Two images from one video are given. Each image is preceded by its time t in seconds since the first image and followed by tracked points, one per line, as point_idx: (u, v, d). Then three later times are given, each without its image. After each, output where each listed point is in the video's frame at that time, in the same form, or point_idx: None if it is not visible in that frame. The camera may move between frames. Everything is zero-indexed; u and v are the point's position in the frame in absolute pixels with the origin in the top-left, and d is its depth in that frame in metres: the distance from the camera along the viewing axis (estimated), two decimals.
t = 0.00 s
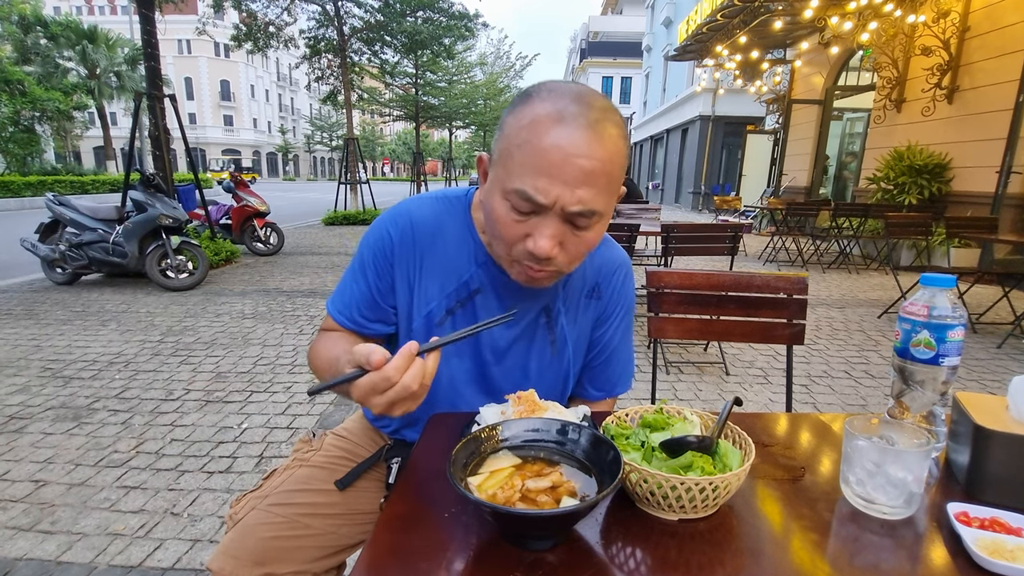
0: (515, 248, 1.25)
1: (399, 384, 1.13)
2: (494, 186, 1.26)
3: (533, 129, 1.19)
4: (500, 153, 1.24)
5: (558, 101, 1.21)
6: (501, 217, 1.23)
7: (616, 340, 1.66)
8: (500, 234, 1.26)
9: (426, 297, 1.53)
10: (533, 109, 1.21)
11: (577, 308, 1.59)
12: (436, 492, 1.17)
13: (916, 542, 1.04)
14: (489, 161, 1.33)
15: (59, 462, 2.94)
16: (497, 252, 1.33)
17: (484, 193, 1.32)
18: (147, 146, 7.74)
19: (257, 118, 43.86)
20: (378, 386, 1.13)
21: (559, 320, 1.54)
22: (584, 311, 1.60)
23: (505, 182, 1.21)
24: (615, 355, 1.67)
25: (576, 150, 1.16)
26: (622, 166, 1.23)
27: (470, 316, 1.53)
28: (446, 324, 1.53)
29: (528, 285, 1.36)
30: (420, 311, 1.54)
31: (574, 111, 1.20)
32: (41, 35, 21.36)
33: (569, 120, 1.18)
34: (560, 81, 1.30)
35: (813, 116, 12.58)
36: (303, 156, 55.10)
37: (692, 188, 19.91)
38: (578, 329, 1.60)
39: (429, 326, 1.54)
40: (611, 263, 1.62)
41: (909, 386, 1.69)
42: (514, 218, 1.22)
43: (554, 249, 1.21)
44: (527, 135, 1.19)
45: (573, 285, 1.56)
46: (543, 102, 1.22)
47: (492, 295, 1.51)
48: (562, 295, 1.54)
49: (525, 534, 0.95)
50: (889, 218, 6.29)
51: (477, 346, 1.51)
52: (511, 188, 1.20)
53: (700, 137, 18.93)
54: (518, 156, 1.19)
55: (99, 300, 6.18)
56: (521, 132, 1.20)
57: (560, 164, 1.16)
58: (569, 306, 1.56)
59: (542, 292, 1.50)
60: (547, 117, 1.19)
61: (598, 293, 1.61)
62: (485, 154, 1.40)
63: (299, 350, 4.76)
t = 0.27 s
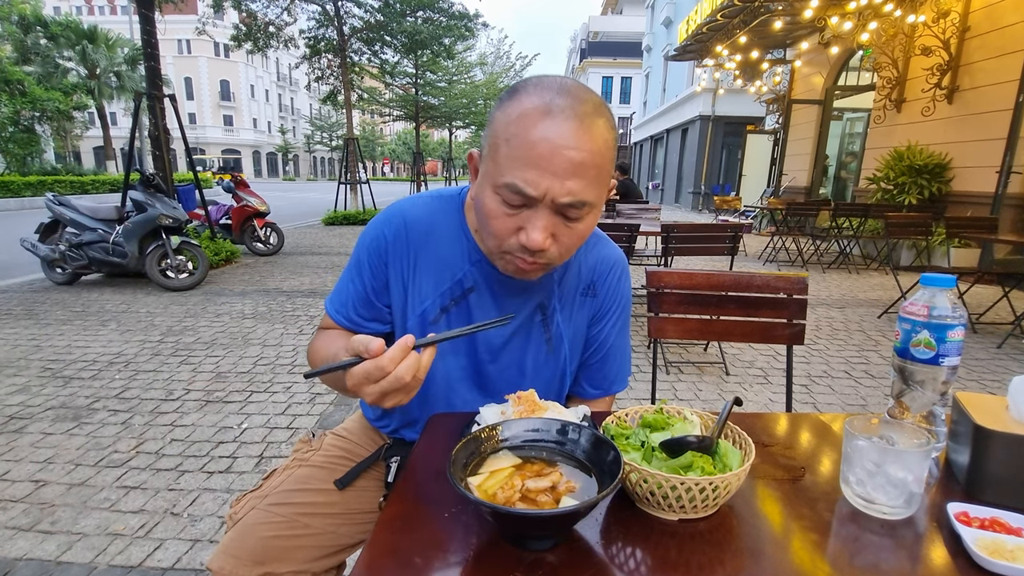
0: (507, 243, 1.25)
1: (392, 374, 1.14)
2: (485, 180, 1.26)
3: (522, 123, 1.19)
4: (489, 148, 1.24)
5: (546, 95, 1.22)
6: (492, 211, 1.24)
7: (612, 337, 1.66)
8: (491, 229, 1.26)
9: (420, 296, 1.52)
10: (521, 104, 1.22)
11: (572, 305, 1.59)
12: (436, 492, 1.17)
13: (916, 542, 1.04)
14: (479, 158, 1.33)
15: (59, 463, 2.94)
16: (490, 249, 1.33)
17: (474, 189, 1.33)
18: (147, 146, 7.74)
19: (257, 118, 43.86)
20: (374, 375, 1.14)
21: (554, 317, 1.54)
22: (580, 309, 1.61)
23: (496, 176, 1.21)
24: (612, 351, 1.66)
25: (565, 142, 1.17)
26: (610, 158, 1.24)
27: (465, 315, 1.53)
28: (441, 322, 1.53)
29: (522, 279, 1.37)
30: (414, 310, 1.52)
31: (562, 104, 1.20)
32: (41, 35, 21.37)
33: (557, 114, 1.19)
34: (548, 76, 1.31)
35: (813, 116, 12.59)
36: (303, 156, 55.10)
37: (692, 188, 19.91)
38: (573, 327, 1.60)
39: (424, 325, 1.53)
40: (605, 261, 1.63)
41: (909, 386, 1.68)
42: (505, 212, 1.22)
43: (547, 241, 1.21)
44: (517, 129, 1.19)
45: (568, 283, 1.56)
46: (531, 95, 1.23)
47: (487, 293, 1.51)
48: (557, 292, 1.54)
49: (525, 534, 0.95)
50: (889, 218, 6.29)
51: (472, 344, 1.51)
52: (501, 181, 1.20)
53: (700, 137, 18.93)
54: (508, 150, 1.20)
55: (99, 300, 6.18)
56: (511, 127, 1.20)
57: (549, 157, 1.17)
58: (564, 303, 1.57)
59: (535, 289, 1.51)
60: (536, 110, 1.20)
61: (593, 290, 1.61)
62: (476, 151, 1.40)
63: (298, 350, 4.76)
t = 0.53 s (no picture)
0: (507, 242, 1.25)
1: (392, 375, 1.14)
2: (483, 180, 1.26)
3: (519, 122, 1.19)
4: (487, 147, 1.24)
5: (544, 93, 1.22)
6: (491, 210, 1.24)
7: (612, 337, 1.66)
8: (491, 229, 1.26)
9: (420, 296, 1.52)
10: (518, 102, 1.22)
11: (571, 305, 1.59)
12: (436, 492, 1.17)
13: (916, 542, 1.04)
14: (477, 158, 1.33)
15: (59, 463, 2.94)
16: (489, 250, 1.33)
17: (473, 189, 1.33)
18: (147, 146, 7.73)
19: (257, 118, 43.86)
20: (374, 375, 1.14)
21: (554, 316, 1.55)
22: (579, 309, 1.61)
23: (494, 175, 1.21)
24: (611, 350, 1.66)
25: (563, 140, 1.17)
26: (609, 155, 1.24)
27: (464, 315, 1.53)
28: (440, 323, 1.52)
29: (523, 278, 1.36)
30: (413, 311, 1.52)
31: (560, 102, 1.20)
32: (41, 35, 21.39)
33: (555, 112, 1.19)
34: (545, 75, 1.30)
35: (813, 116, 12.59)
36: (303, 156, 55.11)
37: (692, 188, 19.91)
38: (573, 327, 1.60)
39: (423, 326, 1.52)
40: (604, 261, 1.63)
41: (909, 386, 1.68)
42: (505, 211, 1.22)
43: (547, 239, 1.21)
44: (514, 128, 1.19)
45: (567, 283, 1.57)
46: (528, 94, 1.23)
47: (486, 293, 1.51)
48: (556, 292, 1.55)
49: (525, 534, 0.95)
50: (889, 218, 6.29)
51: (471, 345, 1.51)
52: (500, 180, 1.20)
53: (700, 137, 18.93)
54: (505, 149, 1.20)
55: (99, 300, 6.18)
56: (508, 126, 1.20)
57: (546, 155, 1.17)
58: (563, 303, 1.57)
59: (534, 289, 1.51)
60: (533, 108, 1.19)
61: (593, 290, 1.61)
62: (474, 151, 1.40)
63: (298, 350, 4.76)
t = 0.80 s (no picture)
0: (509, 243, 1.25)
1: (397, 375, 1.15)
2: (484, 180, 1.26)
3: (520, 122, 1.19)
4: (488, 148, 1.24)
5: (545, 93, 1.22)
6: (492, 210, 1.24)
7: (612, 338, 1.66)
8: (492, 229, 1.26)
9: (420, 297, 1.52)
10: (518, 103, 1.22)
11: (572, 305, 1.59)
12: (436, 493, 1.17)
13: (916, 542, 1.05)
14: (478, 159, 1.33)
15: (59, 462, 2.94)
16: (491, 250, 1.33)
17: (474, 190, 1.33)
18: (147, 146, 7.74)
19: (257, 118, 43.87)
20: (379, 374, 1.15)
21: (554, 317, 1.55)
22: (579, 309, 1.61)
23: (495, 176, 1.21)
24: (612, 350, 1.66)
25: (564, 140, 1.17)
26: (610, 155, 1.24)
27: (464, 317, 1.53)
28: (440, 324, 1.52)
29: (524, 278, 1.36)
30: (414, 311, 1.52)
31: (561, 101, 1.20)
32: (41, 35, 21.40)
33: (555, 112, 1.19)
34: (545, 75, 1.30)
35: (813, 116, 12.59)
36: (303, 156, 55.12)
37: (692, 188, 19.92)
38: (573, 327, 1.60)
39: (424, 326, 1.52)
40: (604, 261, 1.63)
41: (909, 386, 1.68)
42: (506, 211, 1.22)
43: (549, 240, 1.21)
44: (515, 128, 1.19)
45: (568, 283, 1.57)
46: (528, 93, 1.23)
47: (486, 294, 1.51)
48: (557, 292, 1.55)
49: (526, 534, 0.95)
50: (889, 218, 6.28)
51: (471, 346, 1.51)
52: (501, 181, 1.20)
53: (700, 137, 18.93)
54: (506, 149, 1.20)
55: (99, 300, 6.18)
56: (509, 126, 1.20)
57: (548, 155, 1.17)
58: (563, 303, 1.57)
59: (534, 290, 1.52)
60: (534, 108, 1.19)
61: (593, 290, 1.61)
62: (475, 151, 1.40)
63: (298, 350, 4.76)
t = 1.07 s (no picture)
0: (508, 238, 1.25)
1: (399, 372, 1.14)
2: (484, 176, 1.26)
3: (519, 118, 1.19)
4: (487, 144, 1.24)
5: (543, 90, 1.22)
6: (492, 206, 1.24)
7: (611, 335, 1.66)
8: (492, 224, 1.26)
9: (420, 294, 1.51)
10: (517, 99, 1.22)
11: (570, 303, 1.59)
12: (436, 494, 1.17)
13: (917, 542, 1.04)
14: (478, 156, 1.33)
15: (59, 463, 2.94)
16: (491, 246, 1.33)
17: (474, 187, 1.33)
18: (147, 146, 7.73)
19: (257, 119, 43.89)
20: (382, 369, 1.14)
21: (553, 314, 1.55)
22: (578, 307, 1.61)
23: (495, 173, 1.21)
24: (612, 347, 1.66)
25: (564, 135, 1.17)
26: (609, 150, 1.24)
27: (464, 314, 1.52)
28: (440, 320, 1.51)
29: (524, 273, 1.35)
30: (413, 308, 1.52)
31: (559, 98, 1.20)
32: (41, 35, 21.42)
33: (554, 108, 1.19)
34: (544, 72, 1.30)
35: (813, 117, 12.59)
36: (303, 156, 55.12)
37: (692, 188, 19.92)
38: (572, 324, 1.61)
39: (423, 323, 1.52)
40: (602, 259, 1.63)
41: (909, 386, 1.68)
42: (506, 207, 1.22)
43: (549, 235, 1.21)
44: (514, 124, 1.19)
45: (566, 281, 1.57)
46: (528, 90, 1.23)
47: (485, 290, 1.51)
48: (555, 290, 1.55)
49: (525, 534, 0.95)
50: (890, 218, 6.28)
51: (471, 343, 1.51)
52: (500, 177, 1.20)
53: (700, 137, 18.93)
54: (506, 146, 1.20)
55: (99, 300, 6.18)
56: (508, 122, 1.20)
57: (548, 151, 1.17)
58: (562, 301, 1.57)
59: (533, 286, 1.52)
60: (533, 105, 1.19)
61: (591, 288, 1.62)
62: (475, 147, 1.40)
63: (299, 350, 4.76)
